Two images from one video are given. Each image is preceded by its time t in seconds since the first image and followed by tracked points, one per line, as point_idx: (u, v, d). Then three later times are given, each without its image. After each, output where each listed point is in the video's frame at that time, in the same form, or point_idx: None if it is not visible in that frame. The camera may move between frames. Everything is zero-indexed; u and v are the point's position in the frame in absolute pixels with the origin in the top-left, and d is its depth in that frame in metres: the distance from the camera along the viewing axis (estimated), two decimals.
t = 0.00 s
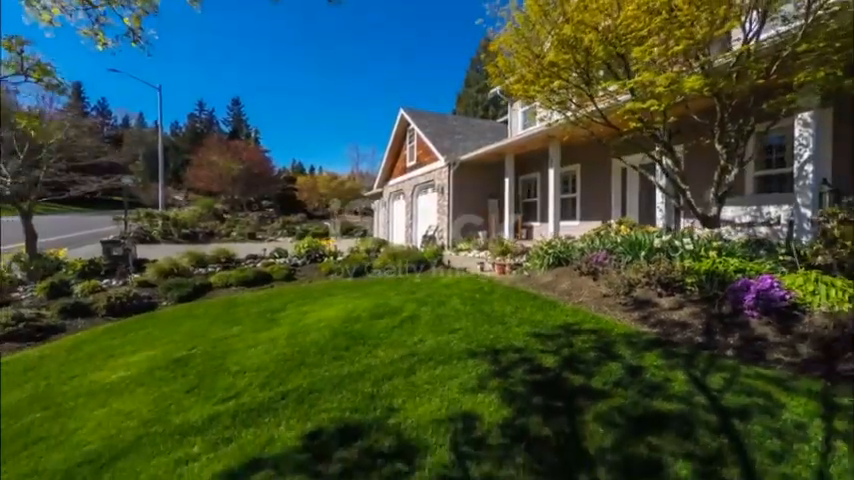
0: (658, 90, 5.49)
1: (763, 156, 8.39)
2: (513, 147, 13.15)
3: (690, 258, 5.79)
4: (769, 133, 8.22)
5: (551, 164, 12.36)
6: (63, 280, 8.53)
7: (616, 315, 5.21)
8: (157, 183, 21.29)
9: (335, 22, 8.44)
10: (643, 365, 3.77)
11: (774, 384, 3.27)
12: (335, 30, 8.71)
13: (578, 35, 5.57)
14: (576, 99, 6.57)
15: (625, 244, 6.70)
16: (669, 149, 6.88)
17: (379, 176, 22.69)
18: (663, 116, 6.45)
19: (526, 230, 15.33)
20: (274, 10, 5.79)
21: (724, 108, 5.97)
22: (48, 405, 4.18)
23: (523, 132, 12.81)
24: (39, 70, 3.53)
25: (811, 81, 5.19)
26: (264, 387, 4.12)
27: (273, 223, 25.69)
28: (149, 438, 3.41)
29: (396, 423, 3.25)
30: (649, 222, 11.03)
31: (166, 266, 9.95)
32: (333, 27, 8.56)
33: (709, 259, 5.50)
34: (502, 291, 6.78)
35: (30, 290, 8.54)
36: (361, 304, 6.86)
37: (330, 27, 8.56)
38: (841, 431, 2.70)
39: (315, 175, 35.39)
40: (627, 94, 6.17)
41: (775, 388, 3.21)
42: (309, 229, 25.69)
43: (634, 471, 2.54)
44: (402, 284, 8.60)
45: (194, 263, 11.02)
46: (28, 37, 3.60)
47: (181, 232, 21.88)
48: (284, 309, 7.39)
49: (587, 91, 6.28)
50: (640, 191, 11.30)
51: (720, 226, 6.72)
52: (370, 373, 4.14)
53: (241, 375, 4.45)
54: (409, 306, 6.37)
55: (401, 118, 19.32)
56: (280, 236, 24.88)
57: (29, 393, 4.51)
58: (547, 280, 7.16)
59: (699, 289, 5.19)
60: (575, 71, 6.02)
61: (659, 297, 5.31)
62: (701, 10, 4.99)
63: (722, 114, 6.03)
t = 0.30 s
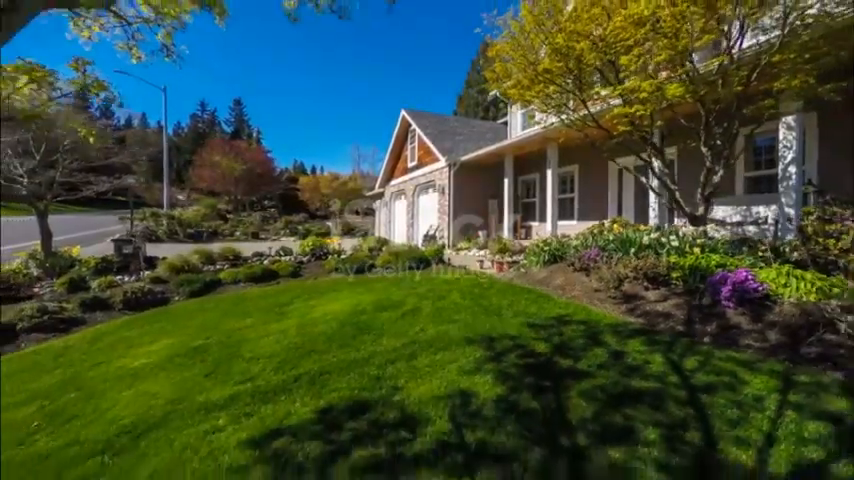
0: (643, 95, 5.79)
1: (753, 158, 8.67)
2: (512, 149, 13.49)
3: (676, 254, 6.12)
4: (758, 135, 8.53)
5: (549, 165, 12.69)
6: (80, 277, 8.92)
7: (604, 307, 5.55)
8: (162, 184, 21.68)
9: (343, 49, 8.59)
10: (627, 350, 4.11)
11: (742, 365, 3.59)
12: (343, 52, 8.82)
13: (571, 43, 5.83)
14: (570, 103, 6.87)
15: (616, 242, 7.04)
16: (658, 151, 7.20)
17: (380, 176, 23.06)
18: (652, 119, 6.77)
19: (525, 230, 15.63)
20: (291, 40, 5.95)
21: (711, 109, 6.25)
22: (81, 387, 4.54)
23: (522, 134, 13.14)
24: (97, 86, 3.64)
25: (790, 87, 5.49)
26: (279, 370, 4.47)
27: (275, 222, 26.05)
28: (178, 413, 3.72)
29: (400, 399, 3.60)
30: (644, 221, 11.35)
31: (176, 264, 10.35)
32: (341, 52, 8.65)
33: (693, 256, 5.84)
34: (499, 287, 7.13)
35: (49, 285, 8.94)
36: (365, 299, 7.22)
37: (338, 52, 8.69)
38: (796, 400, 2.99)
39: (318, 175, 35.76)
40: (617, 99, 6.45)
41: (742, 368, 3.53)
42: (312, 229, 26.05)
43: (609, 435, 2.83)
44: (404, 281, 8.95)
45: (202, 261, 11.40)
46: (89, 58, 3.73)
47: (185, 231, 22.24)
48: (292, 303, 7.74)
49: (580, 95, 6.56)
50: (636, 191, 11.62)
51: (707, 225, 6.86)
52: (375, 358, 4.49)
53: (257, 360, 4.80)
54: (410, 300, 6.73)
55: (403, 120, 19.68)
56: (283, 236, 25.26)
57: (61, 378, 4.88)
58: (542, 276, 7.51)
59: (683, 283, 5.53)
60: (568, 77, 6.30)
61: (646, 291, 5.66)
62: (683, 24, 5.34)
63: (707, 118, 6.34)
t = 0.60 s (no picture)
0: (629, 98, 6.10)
1: (742, 159, 8.96)
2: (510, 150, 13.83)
3: (663, 251, 6.45)
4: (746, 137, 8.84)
5: (547, 165, 13.00)
6: (96, 273, 9.30)
7: (595, 299, 5.89)
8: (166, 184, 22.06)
9: (348, 57, 8.91)
10: (611, 336, 4.43)
11: (715, 349, 3.91)
12: (347, 61, 9.14)
13: (562, 51, 6.15)
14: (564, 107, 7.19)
15: (608, 239, 7.37)
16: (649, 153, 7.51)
17: (381, 176, 23.41)
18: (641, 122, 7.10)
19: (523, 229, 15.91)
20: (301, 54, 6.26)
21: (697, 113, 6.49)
22: (105, 374, 4.87)
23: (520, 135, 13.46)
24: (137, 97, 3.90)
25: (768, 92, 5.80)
26: (289, 356, 4.82)
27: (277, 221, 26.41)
28: (200, 393, 4.06)
29: (402, 380, 3.92)
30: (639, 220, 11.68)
31: (185, 261, 10.71)
32: (346, 60, 8.98)
33: (678, 252, 6.17)
34: (496, 282, 7.49)
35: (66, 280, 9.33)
36: (368, 293, 7.56)
37: (343, 61, 9.02)
38: (758, 377, 3.31)
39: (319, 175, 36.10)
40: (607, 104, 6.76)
41: (714, 352, 3.85)
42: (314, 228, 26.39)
43: (590, 407, 3.14)
44: (406, 277, 9.31)
45: (209, 258, 11.76)
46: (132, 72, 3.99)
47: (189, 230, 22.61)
48: (298, 298, 8.08)
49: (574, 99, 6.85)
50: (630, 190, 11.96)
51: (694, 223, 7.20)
52: (379, 345, 4.84)
53: (268, 348, 5.14)
54: (412, 294, 7.08)
55: (403, 120, 20.01)
56: (285, 235, 25.62)
57: (86, 366, 5.22)
58: (537, 272, 7.86)
59: (668, 277, 5.86)
60: (560, 83, 6.60)
61: (634, 284, 5.99)
62: (667, 34, 5.68)
63: (694, 120, 6.64)
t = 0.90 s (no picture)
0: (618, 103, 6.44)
1: (730, 160, 9.29)
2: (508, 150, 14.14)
3: (650, 247, 6.80)
4: (734, 139, 9.19)
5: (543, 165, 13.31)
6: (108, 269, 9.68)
7: (584, 292, 6.23)
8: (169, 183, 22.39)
9: (352, 65, 9.13)
10: (597, 324, 4.77)
11: (690, 335, 4.25)
12: (351, 69, 9.40)
13: (554, 58, 6.49)
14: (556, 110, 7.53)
15: (599, 237, 7.72)
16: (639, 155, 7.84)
17: (381, 176, 23.74)
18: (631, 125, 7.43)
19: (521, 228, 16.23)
20: (309, 65, 6.55)
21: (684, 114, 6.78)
22: (126, 361, 5.21)
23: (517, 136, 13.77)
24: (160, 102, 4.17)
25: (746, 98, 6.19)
26: (298, 344, 5.16)
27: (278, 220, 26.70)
28: (216, 376, 4.41)
29: (403, 363, 4.26)
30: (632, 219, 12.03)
31: (192, 258, 11.06)
32: (351, 69, 9.27)
33: (663, 248, 6.50)
34: (493, 278, 7.83)
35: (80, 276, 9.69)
36: (370, 288, 7.90)
37: (347, 69, 9.28)
38: (723, 358, 3.67)
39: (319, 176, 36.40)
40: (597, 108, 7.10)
41: (689, 337, 4.20)
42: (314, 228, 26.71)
43: (572, 384, 3.48)
44: (406, 274, 9.65)
45: (214, 256, 12.10)
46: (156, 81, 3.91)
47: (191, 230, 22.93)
48: (302, 293, 8.40)
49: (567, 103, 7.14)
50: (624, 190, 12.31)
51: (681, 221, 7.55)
52: (381, 334, 5.18)
53: (277, 338, 5.47)
54: (412, 288, 7.43)
55: (403, 121, 20.35)
56: (286, 235, 25.92)
57: (106, 354, 5.57)
58: (532, 268, 8.20)
59: (654, 271, 6.19)
60: (552, 87, 6.94)
61: (622, 278, 6.34)
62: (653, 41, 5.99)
63: (681, 123, 6.97)
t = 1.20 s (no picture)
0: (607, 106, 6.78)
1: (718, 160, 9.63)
2: (505, 150, 14.41)
3: (636, 242, 7.15)
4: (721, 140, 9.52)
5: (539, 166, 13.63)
6: (117, 265, 10.07)
7: (574, 286, 6.58)
8: (171, 183, 22.72)
9: (355, 71, 9.25)
10: (583, 313, 5.12)
11: (667, 322, 4.61)
12: (354, 75, 9.51)
13: (546, 64, 6.85)
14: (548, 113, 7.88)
15: (589, 234, 8.07)
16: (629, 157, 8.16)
17: (380, 176, 24.09)
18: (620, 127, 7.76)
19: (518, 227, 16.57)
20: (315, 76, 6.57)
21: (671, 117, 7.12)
22: (142, 349, 5.56)
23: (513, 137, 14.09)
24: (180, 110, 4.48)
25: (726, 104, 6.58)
26: (303, 333, 5.49)
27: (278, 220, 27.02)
28: (229, 361, 4.75)
29: (402, 348, 4.61)
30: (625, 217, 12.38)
31: (197, 256, 11.39)
32: (353, 76, 9.39)
33: (649, 243, 6.85)
34: (488, 273, 8.18)
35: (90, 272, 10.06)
36: (370, 283, 8.25)
37: (350, 75, 9.41)
38: (694, 341, 4.02)
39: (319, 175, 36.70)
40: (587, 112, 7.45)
41: (666, 324, 4.55)
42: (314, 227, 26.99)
43: (555, 364, 3.83)
44: (405, 271, 10.00)
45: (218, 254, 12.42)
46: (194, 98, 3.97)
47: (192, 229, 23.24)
48: (306, 288, 8.72)
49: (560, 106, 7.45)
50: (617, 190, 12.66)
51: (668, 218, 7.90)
52: (381, 323, 5.52)
53: (283, 328, 5.80)
54: (411, 283, 7.78)
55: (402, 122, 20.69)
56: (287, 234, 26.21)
57: (122, 343, 5.92)
58: (526, 264, 8.55)
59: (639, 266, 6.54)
60: (544, 91, 7.30)
61: (609, 272, 6.69)
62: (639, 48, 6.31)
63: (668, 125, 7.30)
